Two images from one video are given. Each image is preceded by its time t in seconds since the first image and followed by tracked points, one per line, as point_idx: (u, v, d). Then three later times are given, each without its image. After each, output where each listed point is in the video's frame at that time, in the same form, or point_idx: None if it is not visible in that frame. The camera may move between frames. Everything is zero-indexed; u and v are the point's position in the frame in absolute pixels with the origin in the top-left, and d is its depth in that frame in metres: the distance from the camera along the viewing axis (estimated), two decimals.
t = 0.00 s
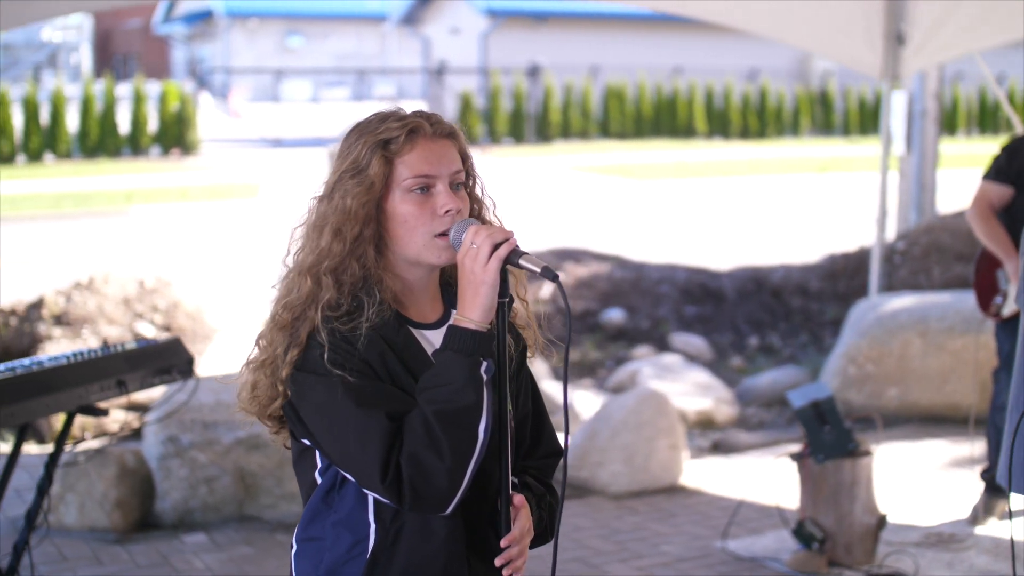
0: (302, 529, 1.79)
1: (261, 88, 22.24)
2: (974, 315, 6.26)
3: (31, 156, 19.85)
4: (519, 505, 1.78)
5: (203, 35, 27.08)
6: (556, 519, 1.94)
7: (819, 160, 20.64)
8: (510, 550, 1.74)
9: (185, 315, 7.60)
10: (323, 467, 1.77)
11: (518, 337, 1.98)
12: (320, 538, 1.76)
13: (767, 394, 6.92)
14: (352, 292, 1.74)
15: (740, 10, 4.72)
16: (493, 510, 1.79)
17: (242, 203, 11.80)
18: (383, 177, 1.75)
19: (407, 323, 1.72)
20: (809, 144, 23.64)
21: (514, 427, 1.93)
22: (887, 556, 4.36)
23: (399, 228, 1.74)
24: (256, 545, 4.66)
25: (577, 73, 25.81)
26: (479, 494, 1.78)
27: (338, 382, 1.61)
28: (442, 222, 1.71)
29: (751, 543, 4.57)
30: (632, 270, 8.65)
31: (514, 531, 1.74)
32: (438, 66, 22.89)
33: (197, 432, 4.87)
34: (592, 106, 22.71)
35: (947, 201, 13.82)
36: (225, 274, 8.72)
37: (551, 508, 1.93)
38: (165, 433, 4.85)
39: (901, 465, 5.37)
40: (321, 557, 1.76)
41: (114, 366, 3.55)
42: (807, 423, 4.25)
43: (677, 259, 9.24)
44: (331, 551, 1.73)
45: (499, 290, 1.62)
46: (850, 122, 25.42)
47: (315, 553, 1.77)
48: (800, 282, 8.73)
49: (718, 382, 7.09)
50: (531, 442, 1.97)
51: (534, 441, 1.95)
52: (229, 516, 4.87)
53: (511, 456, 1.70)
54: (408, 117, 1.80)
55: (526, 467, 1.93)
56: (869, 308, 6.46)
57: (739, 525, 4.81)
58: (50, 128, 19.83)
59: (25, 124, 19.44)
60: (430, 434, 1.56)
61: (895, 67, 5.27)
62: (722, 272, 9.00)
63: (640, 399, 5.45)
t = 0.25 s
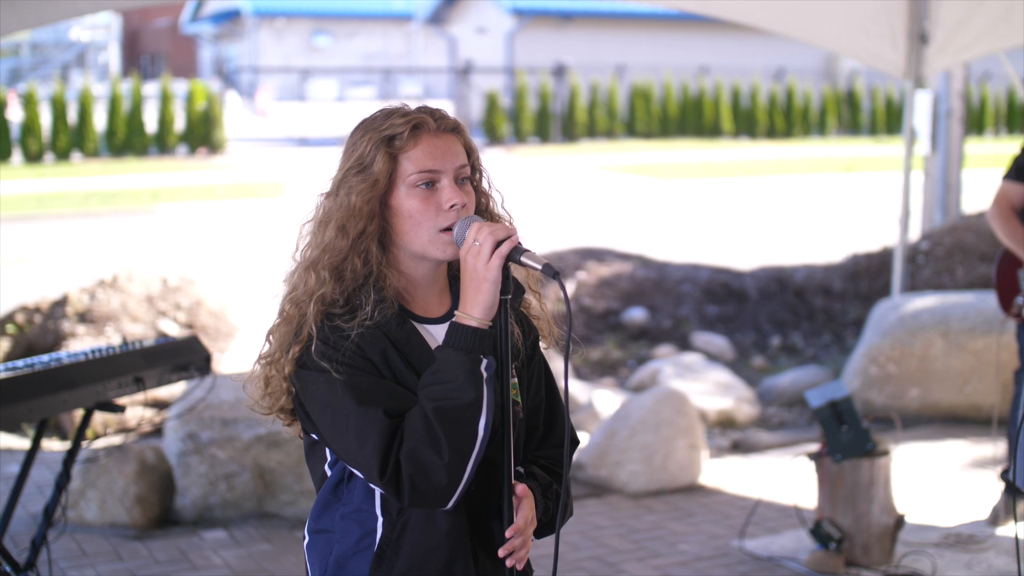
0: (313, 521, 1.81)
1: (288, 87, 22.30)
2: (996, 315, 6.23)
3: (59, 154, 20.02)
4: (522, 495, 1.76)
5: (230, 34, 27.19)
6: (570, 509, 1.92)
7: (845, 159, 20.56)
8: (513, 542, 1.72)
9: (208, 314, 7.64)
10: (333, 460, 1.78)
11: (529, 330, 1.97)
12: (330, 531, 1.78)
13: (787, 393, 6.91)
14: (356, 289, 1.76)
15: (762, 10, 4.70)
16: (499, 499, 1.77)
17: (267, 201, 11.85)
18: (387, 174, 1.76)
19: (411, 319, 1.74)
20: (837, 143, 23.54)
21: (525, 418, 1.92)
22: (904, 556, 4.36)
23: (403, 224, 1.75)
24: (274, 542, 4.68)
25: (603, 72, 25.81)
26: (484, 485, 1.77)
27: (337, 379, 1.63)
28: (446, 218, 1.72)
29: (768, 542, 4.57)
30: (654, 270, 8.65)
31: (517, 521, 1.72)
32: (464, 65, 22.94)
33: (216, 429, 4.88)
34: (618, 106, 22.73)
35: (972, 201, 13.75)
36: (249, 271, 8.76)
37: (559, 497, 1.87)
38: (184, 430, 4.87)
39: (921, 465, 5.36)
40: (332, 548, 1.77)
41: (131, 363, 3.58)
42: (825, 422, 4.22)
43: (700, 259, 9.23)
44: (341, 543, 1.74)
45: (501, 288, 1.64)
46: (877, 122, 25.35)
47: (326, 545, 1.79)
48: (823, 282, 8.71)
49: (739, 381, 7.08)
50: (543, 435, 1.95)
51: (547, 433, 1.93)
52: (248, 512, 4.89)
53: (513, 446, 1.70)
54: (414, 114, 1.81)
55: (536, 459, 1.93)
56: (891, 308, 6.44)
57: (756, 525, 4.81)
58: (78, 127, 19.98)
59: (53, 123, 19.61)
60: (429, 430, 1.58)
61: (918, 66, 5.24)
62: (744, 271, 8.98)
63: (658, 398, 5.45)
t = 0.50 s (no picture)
0: (319, 517, 1.81)
1: (310, 87, 22.34)
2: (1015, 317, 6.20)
3: (82, 154, 20.18)
4: (522, 495, 1.76)
5: (254, 36, 27.31)
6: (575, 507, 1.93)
7: (868, 160, 20.45)
8: (511, 541, 1.71)
9: (228, 314, 7.64)
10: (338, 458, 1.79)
11: (534, 326, 1.98)
12: (336, 528, 1.79)
13: (806, 394, 6.88)
14: (357, 291, 1.77)
15: (779, 11, 4.67)
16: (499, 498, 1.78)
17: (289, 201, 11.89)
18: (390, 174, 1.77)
19: (411, 320, 1.76)
20: (861, 144, 23.40)
21: (530, 415, 1.93)
22: (919, 559, 4.34)
23: (405, 227, 1.76)
24: (289, 542, 4.69)
25: (625, 73, 25.80)
26: (486, 482, 1.77)
27: (337, 380, 1.65)
28: (448, 219, 1.73)
29: (783, 544, 4.57)
30: (673, 271, 8.65)
31: (516, 520, 1.72)
32: (487, 65, 22.93)
33: (233, 429, 4.98)
34: (641, 106, 22.67)
35: (995, 202, 13.67)
36: (269, 270, 8.82)
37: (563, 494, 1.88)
38: (202, 430, 4.94)
39: (938, 468, 5.34)
40: (338, 544, 1.78)
41: (145, 363, 3.60)
42: (839, 425, 4.22)
43: (719, 260, 9.21)
44: (346, 540, 1.75)
45: (500, 288, 1.64)
46: (901, 122, 25.21)
47: (332, 541, 1.79)
48: (842, 283, 8.68)
49: (758, 383, 7.06)
50: (548, 431, 1.96)
51: (551, 430, 1.95)
52: (264, 512, 4.90)
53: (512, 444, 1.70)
54: (418, 114, 1.81)
55: (540, 456, 1.92)
56: (909, 309, 6.43)
57: (772, 526, 4.80)
58: (102, 127, 20.11)
59: (78, 123, 19.76)
60: (427, 430, 1.59)
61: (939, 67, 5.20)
62: (764, 272, 8.96)
63: (675, 399, 5.45)
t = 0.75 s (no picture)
0: (320, 518, 1.83)
1: (331, 87, 22.39)
2: None
3: (105, 153, 20.32)
4: (523, 492, 1.77)
5: (276, 35, 27.41)
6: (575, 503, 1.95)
7: (889, 161, 20.38)
8: (510, 538, 1.72)
9: (246, 313, 7.59)
10: (339, 458, 1.81)
11: (533, 326, 2.00)
12: (337, 527, 1.80)
13: (823, 394, 6.87)
14: (358, 289, 1.78)
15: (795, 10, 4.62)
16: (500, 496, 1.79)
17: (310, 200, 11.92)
18: (394, 172, 1.77)
19: (412, 318, 1.76)
20: (884, 145, 23.30)
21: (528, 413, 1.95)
22: (933, 560, 4.33)
23: (408, 225, 1.77)
24: (305, 540, 4.71)
25: (646, 73, 25.79)
26: (487, 479, 1.79)
27: (338, 379, 1.66)
28: (450, 217, 1.74)
29: (798, 544, 4.56)
30: (691, 270, 8.64)
31: (518, 517, 1.73)
32: (508, 65, 22.92)
33: (248, 427, 4.97)
34: (662, 106, 22.62)
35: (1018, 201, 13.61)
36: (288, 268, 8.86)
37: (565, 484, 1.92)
38: (216, 429, 4.95)
39: (954, 469, 5.32)
40: (339, 544, 1.79)
41: (159, 361, 3.62)
42: (854, 424, 4.23)
43: (737, 260, 9.19)
44: (347, 541, 1.77)
45: (501, 286, 1.65)
46: (923, 123, 25.10)
47: (333, 540, 1.81)
48: (861, 283, 8.65)
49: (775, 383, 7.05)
50: (548, 429, 1.98)
51: (550, 425, 1.97)
52: (280, 510, 4.93)
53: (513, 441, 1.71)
54: (421, 112, 1.81)
55: (541, 454, 1.94)
56: (928, 309, 6.42)
57: (786, 526, 4.79)
58: (124, 126, 20.22)
59: (100, 123, 19.89)
60: (429, 427, 1.59)
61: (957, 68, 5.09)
62: (782, 272, 8.94)
63: (691, 398, 5.45)
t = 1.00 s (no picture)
0: (318, 515, 1.83)
1: (351, 86, 22.37)
2: None
3: (126, 153, 20.38)
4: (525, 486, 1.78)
5: (297, 35, 27.43)
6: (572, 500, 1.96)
7: (911, 161, 20.28)
8: (513, 533, 1.75)
9: (265, 310, 7.66)
10: (338, 454, 1.81)
11: (531, 323, 2.01)
12: (336, 524, 1.81)
13: (840, 394, 6.84)
14: (362, 281, 1.78)
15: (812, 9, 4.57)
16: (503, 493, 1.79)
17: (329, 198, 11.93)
18: (400, 165, 1.77)
19: (415, 313, 1.76)
20: (906, 145, 23.15)
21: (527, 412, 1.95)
22: (948, 560, 4.31)
23: (413, 218, 1.77)
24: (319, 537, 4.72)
25: (666, 73, 25.70)
26: (489, 476, 1.79)
27: (342, 373, 1.64)
28: (455, 211, 1.74)
29: (813, 544, 4.54)
30: (709, 269, 8.62)
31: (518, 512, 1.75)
32: (528, 65, 22.91)
33: (263, 424, 4.96)
34: (682, 106, 22.55)
35: None
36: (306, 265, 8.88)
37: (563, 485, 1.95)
38: (231, 426, 4.95)
39: (970, 469, 5.29)
40: (338, 541, 1.79)
41: (172, 356, 3.62)
42: (869, 423, 4.21)
43: (756, 259, 9.17)
44: (347, 537, 1.77)
45: (506, 278, 1.63)
46: (945, 123, 24.99)
47: (331, 537, 1.81)
48: (880, 282, 8.61)
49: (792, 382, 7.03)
50: (547, 427, 1.99)
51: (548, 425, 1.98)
52: (294, 507, 4.94)
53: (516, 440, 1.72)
54: (427, 107, 1.81)
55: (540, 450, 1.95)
56: (946, 308, 6.39)
57: (800, 525, 4.78)
58: (145, 126, 20.26)
59: (121, 122, 19.95)
60: (434, 420, 1.57)
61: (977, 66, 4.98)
62: (800, 271, 8.91)
63: (706, 397, 5.43)
